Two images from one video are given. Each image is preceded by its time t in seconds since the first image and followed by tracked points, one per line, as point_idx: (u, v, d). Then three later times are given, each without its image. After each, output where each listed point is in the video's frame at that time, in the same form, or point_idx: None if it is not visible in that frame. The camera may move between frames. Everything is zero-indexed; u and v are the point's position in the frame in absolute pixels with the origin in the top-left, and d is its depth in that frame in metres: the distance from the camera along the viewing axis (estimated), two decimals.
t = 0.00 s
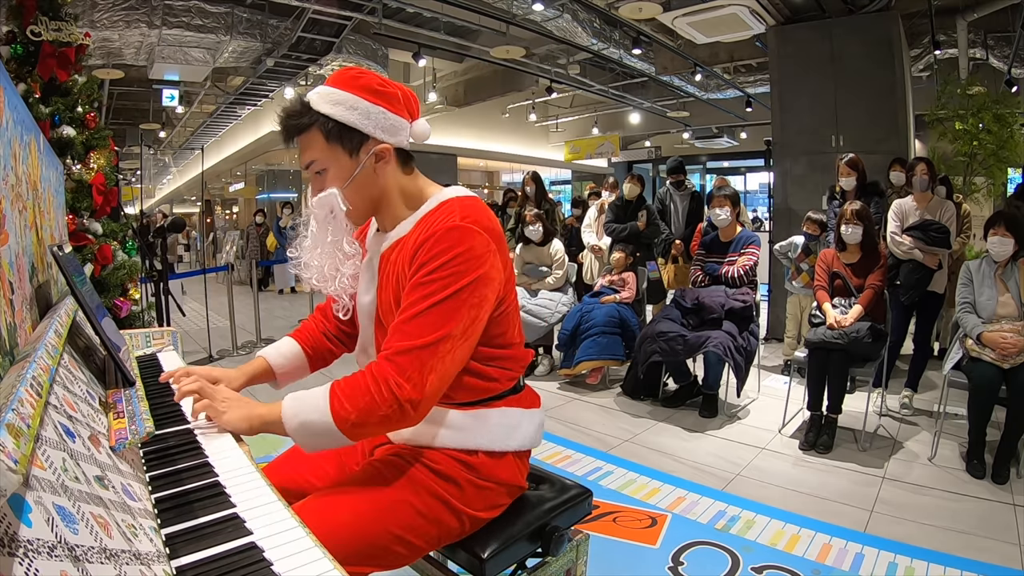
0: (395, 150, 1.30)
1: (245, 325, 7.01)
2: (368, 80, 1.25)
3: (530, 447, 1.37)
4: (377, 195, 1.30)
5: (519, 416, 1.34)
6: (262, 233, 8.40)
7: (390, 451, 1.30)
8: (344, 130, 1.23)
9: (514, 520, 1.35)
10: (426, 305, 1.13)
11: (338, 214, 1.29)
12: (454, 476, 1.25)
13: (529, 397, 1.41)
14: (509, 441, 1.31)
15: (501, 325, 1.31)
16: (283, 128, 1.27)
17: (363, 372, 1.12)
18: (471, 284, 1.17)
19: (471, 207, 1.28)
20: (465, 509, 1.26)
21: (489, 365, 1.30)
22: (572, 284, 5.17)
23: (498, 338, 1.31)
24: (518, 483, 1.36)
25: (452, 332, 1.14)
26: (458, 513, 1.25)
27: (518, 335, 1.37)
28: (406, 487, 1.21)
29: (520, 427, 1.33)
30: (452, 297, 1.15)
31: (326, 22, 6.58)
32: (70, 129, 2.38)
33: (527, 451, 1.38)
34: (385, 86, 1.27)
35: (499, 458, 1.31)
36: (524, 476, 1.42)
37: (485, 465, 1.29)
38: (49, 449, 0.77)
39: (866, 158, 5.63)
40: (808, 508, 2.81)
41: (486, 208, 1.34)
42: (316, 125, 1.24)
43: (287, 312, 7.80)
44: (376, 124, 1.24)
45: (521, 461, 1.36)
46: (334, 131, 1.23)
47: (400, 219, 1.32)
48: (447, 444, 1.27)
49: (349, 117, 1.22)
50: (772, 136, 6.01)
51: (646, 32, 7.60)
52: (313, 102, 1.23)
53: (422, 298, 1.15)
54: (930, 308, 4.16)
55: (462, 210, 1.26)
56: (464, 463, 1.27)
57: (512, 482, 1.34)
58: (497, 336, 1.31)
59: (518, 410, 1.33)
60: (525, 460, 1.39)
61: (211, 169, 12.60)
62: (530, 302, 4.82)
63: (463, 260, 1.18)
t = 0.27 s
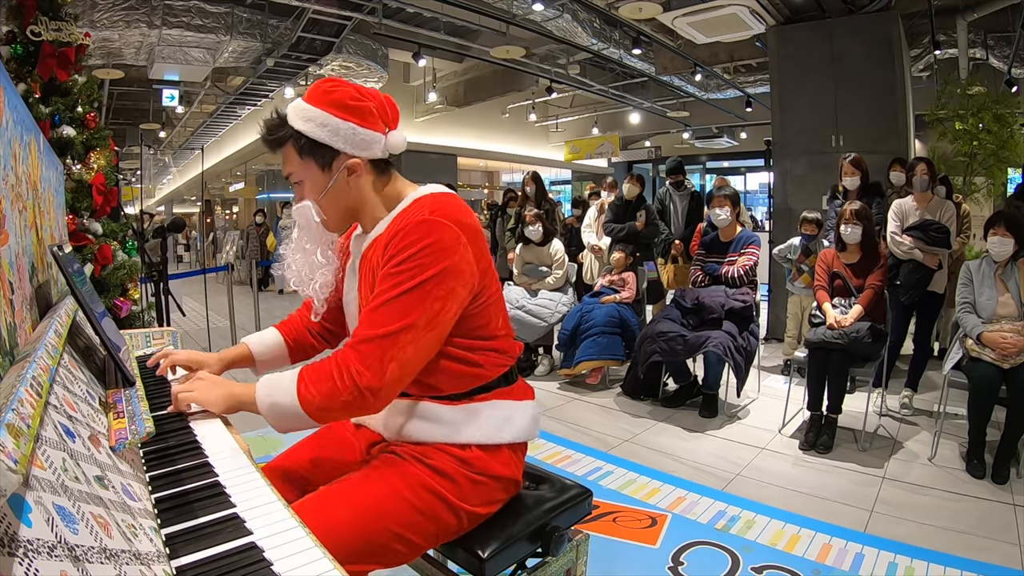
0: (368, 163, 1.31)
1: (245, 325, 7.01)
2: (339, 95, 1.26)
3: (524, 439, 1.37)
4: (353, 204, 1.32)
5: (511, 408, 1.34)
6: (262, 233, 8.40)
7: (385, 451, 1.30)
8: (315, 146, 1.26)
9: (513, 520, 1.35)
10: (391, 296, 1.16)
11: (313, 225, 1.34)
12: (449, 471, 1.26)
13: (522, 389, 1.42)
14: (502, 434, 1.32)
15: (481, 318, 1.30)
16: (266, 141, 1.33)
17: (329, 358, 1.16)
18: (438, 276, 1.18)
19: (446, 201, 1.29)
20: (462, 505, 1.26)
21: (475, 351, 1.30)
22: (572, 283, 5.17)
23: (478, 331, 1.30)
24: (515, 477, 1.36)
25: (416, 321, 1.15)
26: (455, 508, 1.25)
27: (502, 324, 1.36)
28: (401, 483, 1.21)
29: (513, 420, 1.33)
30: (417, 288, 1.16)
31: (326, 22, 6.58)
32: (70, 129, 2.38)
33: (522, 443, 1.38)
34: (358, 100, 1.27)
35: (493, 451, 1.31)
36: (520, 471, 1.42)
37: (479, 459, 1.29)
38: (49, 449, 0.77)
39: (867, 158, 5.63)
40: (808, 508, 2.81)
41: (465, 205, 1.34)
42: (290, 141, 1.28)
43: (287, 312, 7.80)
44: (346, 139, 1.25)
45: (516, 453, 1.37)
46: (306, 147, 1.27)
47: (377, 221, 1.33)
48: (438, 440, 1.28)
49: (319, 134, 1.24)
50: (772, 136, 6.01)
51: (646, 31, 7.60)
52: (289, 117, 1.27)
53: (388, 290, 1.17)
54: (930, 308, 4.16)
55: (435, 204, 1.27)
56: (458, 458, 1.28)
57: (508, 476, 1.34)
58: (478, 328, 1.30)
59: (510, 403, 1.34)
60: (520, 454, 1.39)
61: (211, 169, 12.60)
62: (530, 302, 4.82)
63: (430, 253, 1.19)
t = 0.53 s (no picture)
0: (345, 171, 1.31)
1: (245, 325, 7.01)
2: (313, 108, 1.27)
3: (515, 427, 1.36)
4: (334, 213, 1.32)
5: (500, 396, 1.33)
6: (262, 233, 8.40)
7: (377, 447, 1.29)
8: (293, 159, 1.27)
9: (513, 521, 1.35)
10: (352, 293, 1.17)
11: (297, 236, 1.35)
12: (443, 462, 1.25)
13: (510, 376, 1.41)
14: (492, 422, 1.31)
15: (451, 309, 1.30)
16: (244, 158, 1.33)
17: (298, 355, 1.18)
18: (398, 271, 1.18)
19: (408, 197, 1.28)
20: (456, 494, 1.26)
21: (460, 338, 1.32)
22: (572, 283, 5.17)
23: (449, 323, 1.31)
24: (507, 464, 1.35)
25: (377, 317, 1.16)
26: (450, 498, 1.25)
27: (480, 314, 1.36)
28: (393, 475, 1.20)
29: (502, 407, 1.33)
30: (377, 285, 1.17)
31: (326, 22, 6.58)
32: (70, 129, 2.38)
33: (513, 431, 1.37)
34: (331, 110, 1.28)
35: (483, 440, 1.31)
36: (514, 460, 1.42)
37: (470, 449, 1.28)
38: (49, 448, 0.77)
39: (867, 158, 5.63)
40: (808, 508, 2.82)
41: (431, 200, 1.33)
42: (267, 156, 1.28)
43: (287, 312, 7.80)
44: (322, 150, 1.26)
45: (507, 440, 1.36)
46: (285, 160, 1.27)
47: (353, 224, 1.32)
48: (427, 430, 1.27)
49: (295, 147, 1.25)
50: (772, 136, 6.02)
51: (646, 31, 7.60)
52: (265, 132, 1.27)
53: (351, 287, 1.18)
54: (930, 308, 4.16)
55: (397, 201, 1.26)
56: (449, 449, 1.27)
57: (500, 463, 1.33)
58: (452, 318, 1.31)
59: (499, 390, 1.33)
60: (512, 441, 1.39)
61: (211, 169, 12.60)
62: (530, 302, 4.82)
63: (390, 249, 1.18)
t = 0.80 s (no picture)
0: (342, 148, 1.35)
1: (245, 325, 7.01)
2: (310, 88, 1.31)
3: (499, 415, 1.35)
4: (335, 188, 1.31)
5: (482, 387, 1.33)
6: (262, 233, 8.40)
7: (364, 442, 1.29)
8: (303, 123, 1.26)
9: (513, 520, 1.35)
10: (403, 293, 1.14)
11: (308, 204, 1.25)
12: (428, 450, 1.24)
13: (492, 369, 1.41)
14: (474, 413, 1.30)
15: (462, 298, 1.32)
16: (232, 131, 1.25)
17: (374, 365, 1.14)
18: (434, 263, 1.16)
19: (396, 194, 1.26)
20: (446, 481, 1.25)
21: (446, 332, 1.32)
22: (572, 283, 5.16)
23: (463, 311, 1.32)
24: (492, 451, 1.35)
25: (437, 311, 1.15)
26: (440, 485, 1.24)
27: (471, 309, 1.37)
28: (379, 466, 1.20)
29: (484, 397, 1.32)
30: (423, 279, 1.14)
31: (326, 22, 6.58)
32: (70, 129, 2.38)
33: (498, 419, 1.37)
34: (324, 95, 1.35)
35: (468, 430, 1.30)
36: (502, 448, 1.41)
37: (454, 437, 1.27)
38: (50, 448, 0.77)
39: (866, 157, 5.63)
40: (808, 508, 2.82)
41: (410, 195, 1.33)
42: (273, 121, 1.24)
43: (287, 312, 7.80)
44: (331, 120, 1.30)
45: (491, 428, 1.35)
46: (296, 123, 1.25)
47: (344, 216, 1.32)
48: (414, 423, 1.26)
49: (306, 112, 1.26)
50: (772, 136, 6.02)
51: (646, 32, 7.60)
52: (265, 104, 1.25)
53: (396, 289, 1.14)
54: (930, 308, 4.17)
55: (388, 199, 1.24)
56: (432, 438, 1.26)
57: (486, 451, 1.33)
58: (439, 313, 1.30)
59: (481, 382, 1.33)
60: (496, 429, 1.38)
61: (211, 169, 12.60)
62: (530, 302, 4.83)
63: (416, 242, 1.16)
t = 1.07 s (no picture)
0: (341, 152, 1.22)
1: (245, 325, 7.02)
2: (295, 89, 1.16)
3: (517, 426, 1.37)
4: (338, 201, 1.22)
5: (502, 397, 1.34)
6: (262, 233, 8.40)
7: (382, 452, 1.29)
8: (299, 134, 1.12)
9: (514, 520, 1.35)
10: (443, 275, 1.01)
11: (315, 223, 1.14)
12: (455, 463, 1.24)
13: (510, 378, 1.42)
14: (495, 424, 1.31)
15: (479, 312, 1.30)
16: (220, 154, 1.10)
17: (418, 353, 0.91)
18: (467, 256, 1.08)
19: (423, 199, 1.23)
20: (469, 495, 1.25)
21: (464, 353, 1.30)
22: (572, 283, 5.16)
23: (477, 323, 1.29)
24: (511, 463, 1.36)
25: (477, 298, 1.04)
26: (464, 498, 1.24)
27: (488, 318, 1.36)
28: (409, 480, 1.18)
29: (505, 409, 1.33)
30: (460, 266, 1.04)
31: (326, 22, 6.58)
32: (70, 129, 2.38)
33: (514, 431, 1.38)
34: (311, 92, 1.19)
35: (490, 442, 1.31)
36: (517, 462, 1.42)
37: (478, 450, 1.28)
38: (49, 448, 0.77)
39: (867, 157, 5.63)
40: (808, 508, 2.82)
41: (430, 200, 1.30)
42: (266, 136, 1.10)
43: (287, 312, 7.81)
44: (325, 124, 1.16)
45: (510, 440, 1.37)
46: (291, 136, 1.11)
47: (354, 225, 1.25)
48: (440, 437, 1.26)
49: (300, 120, 1.12)
50: (772, 136, 6.02)
51: (646, 32, 7.61)
52: (253, 117, 1.10)
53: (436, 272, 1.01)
54: (930, 308, 4.17)
55: (417, 202, 1.20)
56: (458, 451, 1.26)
57: (505, 463, 1.34)
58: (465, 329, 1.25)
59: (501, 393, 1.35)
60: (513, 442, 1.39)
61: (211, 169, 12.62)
62: (530, 302, 4.83)
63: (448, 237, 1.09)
